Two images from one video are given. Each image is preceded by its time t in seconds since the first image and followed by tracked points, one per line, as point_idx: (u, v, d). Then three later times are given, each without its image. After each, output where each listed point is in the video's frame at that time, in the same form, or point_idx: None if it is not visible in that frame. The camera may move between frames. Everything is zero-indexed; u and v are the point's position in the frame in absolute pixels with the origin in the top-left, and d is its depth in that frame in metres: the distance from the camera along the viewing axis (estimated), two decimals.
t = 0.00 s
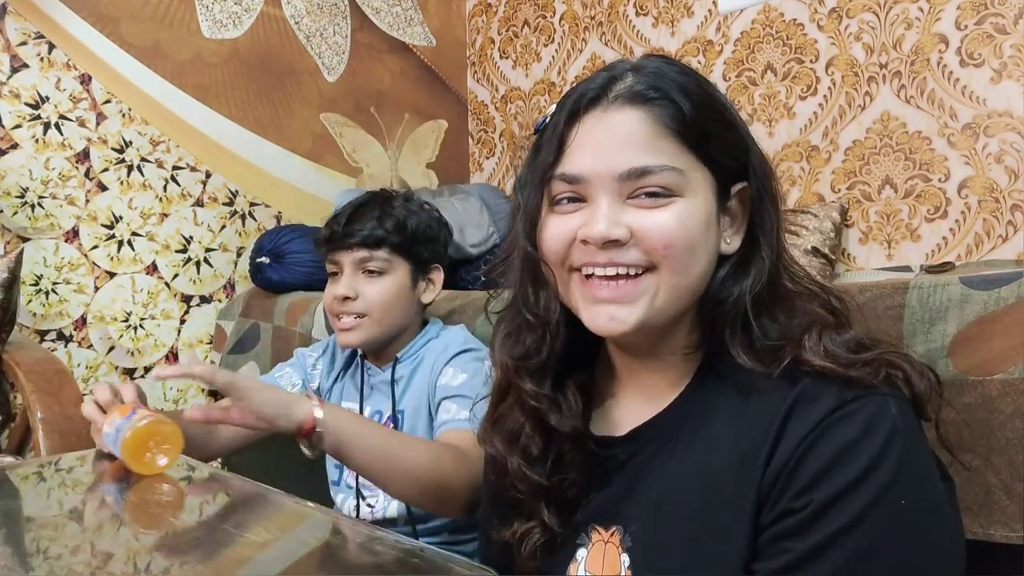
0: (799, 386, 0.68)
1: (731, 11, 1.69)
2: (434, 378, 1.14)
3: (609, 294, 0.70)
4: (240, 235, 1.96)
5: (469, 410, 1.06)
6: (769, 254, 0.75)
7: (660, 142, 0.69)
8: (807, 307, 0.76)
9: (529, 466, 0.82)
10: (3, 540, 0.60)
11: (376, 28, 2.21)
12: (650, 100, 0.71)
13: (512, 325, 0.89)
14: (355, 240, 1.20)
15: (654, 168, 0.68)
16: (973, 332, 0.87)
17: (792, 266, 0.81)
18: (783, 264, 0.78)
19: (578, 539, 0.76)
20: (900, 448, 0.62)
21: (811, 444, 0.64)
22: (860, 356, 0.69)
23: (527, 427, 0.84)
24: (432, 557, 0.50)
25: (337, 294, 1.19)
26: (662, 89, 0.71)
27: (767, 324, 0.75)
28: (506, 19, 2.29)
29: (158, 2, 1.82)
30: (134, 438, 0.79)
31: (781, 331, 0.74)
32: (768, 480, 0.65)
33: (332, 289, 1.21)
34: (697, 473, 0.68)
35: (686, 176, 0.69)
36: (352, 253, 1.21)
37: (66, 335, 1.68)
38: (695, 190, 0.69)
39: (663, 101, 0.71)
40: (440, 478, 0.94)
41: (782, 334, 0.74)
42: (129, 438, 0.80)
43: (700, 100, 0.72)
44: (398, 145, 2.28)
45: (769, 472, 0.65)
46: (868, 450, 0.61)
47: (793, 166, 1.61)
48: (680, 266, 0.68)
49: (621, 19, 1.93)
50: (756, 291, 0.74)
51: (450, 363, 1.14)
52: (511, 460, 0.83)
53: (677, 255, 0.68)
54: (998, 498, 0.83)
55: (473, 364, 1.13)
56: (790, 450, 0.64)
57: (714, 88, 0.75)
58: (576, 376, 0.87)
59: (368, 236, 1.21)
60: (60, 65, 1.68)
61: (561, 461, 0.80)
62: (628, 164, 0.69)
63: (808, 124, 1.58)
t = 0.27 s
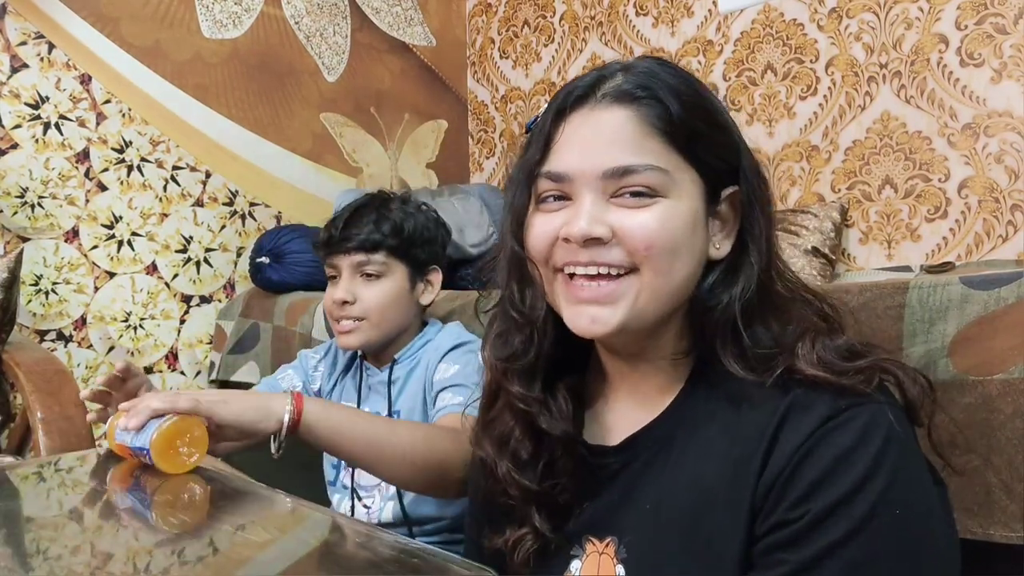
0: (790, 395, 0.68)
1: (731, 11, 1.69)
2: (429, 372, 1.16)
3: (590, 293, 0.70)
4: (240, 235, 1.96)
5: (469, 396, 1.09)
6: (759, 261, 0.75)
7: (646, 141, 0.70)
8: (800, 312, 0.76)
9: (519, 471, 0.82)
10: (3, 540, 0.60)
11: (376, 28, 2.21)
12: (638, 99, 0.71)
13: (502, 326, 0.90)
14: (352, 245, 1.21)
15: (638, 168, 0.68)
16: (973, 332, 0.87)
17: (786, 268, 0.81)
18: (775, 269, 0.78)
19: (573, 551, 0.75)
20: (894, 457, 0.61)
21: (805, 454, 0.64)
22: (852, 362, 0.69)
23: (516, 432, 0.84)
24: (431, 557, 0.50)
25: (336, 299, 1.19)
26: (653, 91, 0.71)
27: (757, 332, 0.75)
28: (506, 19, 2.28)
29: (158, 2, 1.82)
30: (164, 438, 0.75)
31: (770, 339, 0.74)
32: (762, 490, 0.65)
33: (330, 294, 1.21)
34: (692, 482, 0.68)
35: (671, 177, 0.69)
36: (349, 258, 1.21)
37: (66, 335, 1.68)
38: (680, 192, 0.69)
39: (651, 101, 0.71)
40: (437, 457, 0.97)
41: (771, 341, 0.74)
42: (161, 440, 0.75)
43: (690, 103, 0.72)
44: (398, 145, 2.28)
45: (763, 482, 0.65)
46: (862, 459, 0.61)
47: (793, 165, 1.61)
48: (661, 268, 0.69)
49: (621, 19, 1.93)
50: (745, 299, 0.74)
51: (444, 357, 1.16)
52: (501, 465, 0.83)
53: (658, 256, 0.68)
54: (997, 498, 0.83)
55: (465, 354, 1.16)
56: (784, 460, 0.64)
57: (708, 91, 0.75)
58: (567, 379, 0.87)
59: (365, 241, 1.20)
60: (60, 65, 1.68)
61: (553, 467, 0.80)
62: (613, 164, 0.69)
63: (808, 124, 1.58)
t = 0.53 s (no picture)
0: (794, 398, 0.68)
1: (731, 11, 1.69)
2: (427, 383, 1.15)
3: (562, 298, 0.71)
4: (240, 235, 1.96)
5: (466, 408, 1.08)
6: (747, 254, 0.74)
7: (603, 143, 0.70)
8: (795, 308, 0.77)
9: (521, 476, 0.82)
10: (4, 540, 0.60)
11: (376, 28, 2.21)
12: (593, 106, 0.72)
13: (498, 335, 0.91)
14: (344, 253, 1.19)
15: (594, 170, 0.69)
16: (974, 332, 0.86)
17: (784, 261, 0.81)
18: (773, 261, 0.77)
19: (576, 550, 0.75)
20: (897, 460, 0.62)
21: (809, 457, 0.64)
22: (857, 365, 0.70)
23: (516, 437, 0.85)
24: (432, 557, 0.50)
25: (328, 308, 1.18)
26: (610, 92, 0.72)
27: (755, 326, 0.75)
28: (506, 19, 2.28)
29: (158, 2, 1.82)
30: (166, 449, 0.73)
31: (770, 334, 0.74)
32: (765, 494, 0.65)
33: (322, 304, 1.20)
34: (695, 487, 0.68)
35: (631, 173, 0.69)
36: (341, 266, 1.20)
37: (65, 335, 1.68)
38: (645, 189, 0.69)
39: (606, 104, 0.72)
40: (457, 469, 0.99)
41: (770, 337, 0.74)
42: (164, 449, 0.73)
43: (652, 99, 0.72)
44: (397, 145, 2.27)
45: (767, 486, 0.65)
46: (867, 461, 0.62)
47: (793, 166, 1.61)
48: (629, 266, 0.68)
49: (621, 19, 1.93)
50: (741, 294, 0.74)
51: (442, 367, 1.15)
52: (502, 472, 0.84)
53: (625, 254, 0.68)
54: (999, 497, 0.83)
55: (463, 364, 1.15)
56: (788, 464, 0.64)
57: (673, 85, 0.75)
58: (568, 384, 0.87)
59: (359, 249, 1.19)
60: (60, 65, 1.68)
61: (553, 469, 0.80)
62: (573, 168, 0.70)
63: (808, 124, 1.58)
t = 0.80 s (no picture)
0: (797, 402, 0.68)
1: (731, 11, 1.69)
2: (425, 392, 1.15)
3: (545, 298, 0.73)
4: (240, 235, 1.96)
5: (465, 419, 1.07)
6: (740, 256, 0.73)
7: (586, 147, 0.72)
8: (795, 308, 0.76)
9: (531, 464, 0.82)
10: (4, 540, 0.60)
11: (376, 28, 2.21)
12: (580, 110, 0.73)
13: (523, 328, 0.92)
14: (335, 259, 1.19)
15: (575, 174, 0.71)
16: (974, 332, 0.86)
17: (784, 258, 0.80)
18: (774, 261, 0.77)
19: (582, 549, 0.75)
20: (904, 464, 0.62)
21: (814, 460, 0.64)
22: (863, 369, 0.70)
23: (529, 425, 0.85)
24: (431, 557, 0.50)
25: (319, 314, 1.18)
26: (596, 95, 0.73)
27: (755, 328, 0.75)
28: (506, 19, 2.28)
29: (158, 2, 1.82)
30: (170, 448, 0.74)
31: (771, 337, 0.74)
32: (770, 496, 0.65)
33: (314, 309, 1.20)
34: (701, 487, 0.68)
35: (610, 177, 0.70)
36: (332, 272, 1.19)
37: (66, 335, 1.68)
38: (623, 192, 0.70)
39: (592, 108, 0.73)
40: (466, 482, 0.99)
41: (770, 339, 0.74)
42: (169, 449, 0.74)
43: (637, 100, 0.72)
44: (398, 145, 2.27)
45: (771, 488, 0.65)
46: (872, 465, 0.62)
47: (793, 166, 1.61)
48: (604, 268, 0.69)
49: (621, 19, 1.93)
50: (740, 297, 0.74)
51: (440, 376, 1.14)
52: (513, 458, 0.84)
53: (600, 257, 0.69)
54: (998, 497, 0.83)
55: (462, 372, 1.14)
56: (794, 467, 0.65)
57: (663, 84, 0.74)
58: (581, 378, 0.87)
59: (350, 255, 1.18)
60: (61, 65, 1.68)
61: (562, 460, 0.80)
62: (555, 172, 0.72)
63: (808, 124, 1.58)
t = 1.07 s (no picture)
0: (802, 401, 0.68)
1: (731, 11, 1.69)
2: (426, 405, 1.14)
3: (551, 301, 0.73)
4: (240, 235, 1.96)
5: (466, 437, 1.07)
6: (746, 256, 0.73)
7: (591, 151, 0.72)
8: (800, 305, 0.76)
9: (539, 458, 0.83)
10: (4, 540, 0.60)
11: (376, 28, 2.21)
12: (585, 114, 0.73)
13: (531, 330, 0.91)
14: (333, 260, 1.19)
15: (580, 177, 0.71)
16: (974, 332, 0.86)
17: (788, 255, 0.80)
18: (779, 261, 0.77)
19: (587, 546, 0.75)
20: (907, 464, 0.62)
21: (818, 459, 0.64)
22: (868, 368, 0.70)
23: (538, 419, 0.85)
24: (432, 557, 0.50)
25: (317, 315, 1.18)
26: (601, 98, 0.73)
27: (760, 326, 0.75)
28: (506, 18, 2.28)
29: (158, 2, 1.82)
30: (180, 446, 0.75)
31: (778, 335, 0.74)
32: (773, 496, 0.66)
33: (311, 310, 1.20)
34: (705, 485, 0.68)
35: (615, 180, 0.70)
36: (330, 273, 1.19)
37: (66, 335, 1.68)
38: (629, 195, 0.70)
39: (598, 112, 0.73)
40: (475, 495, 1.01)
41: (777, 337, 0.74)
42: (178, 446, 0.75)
43: (641, 104, 0.72)
44: (398, 145, 2.27)
45: (775, 487, 0.66)
46: (876, 465, 0.62)
47: (793, 166, 1.61)
48: (609, 271, 0.69)
49: (621, 19, 1.93)
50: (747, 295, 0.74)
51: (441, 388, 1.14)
52: (521, 450, 0.84)
53: (605, 260, 0.69)
54: (998, 498, 0.83)
55: (464, 386, 1.13)
56: (797, 466, 0.65)
57: (667, 87, 0.74)
58: (589, 375, 0.87)
59: (349, 257, 1.19)
60: (60, 65, 1.68)
61: (569, 454, 0.80)
62: (562, 174, 0.72)
63: (808, 124, 1.58)
